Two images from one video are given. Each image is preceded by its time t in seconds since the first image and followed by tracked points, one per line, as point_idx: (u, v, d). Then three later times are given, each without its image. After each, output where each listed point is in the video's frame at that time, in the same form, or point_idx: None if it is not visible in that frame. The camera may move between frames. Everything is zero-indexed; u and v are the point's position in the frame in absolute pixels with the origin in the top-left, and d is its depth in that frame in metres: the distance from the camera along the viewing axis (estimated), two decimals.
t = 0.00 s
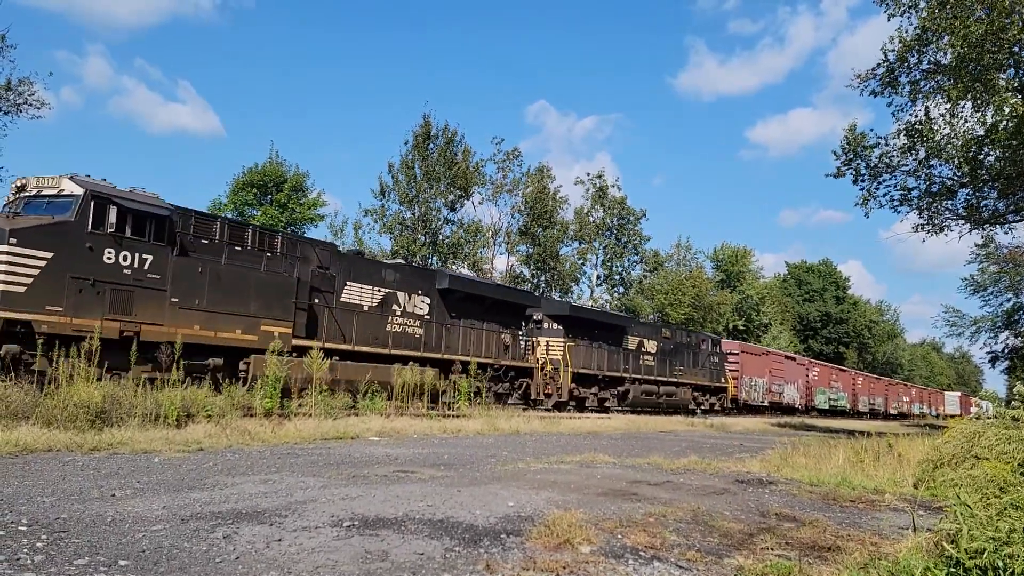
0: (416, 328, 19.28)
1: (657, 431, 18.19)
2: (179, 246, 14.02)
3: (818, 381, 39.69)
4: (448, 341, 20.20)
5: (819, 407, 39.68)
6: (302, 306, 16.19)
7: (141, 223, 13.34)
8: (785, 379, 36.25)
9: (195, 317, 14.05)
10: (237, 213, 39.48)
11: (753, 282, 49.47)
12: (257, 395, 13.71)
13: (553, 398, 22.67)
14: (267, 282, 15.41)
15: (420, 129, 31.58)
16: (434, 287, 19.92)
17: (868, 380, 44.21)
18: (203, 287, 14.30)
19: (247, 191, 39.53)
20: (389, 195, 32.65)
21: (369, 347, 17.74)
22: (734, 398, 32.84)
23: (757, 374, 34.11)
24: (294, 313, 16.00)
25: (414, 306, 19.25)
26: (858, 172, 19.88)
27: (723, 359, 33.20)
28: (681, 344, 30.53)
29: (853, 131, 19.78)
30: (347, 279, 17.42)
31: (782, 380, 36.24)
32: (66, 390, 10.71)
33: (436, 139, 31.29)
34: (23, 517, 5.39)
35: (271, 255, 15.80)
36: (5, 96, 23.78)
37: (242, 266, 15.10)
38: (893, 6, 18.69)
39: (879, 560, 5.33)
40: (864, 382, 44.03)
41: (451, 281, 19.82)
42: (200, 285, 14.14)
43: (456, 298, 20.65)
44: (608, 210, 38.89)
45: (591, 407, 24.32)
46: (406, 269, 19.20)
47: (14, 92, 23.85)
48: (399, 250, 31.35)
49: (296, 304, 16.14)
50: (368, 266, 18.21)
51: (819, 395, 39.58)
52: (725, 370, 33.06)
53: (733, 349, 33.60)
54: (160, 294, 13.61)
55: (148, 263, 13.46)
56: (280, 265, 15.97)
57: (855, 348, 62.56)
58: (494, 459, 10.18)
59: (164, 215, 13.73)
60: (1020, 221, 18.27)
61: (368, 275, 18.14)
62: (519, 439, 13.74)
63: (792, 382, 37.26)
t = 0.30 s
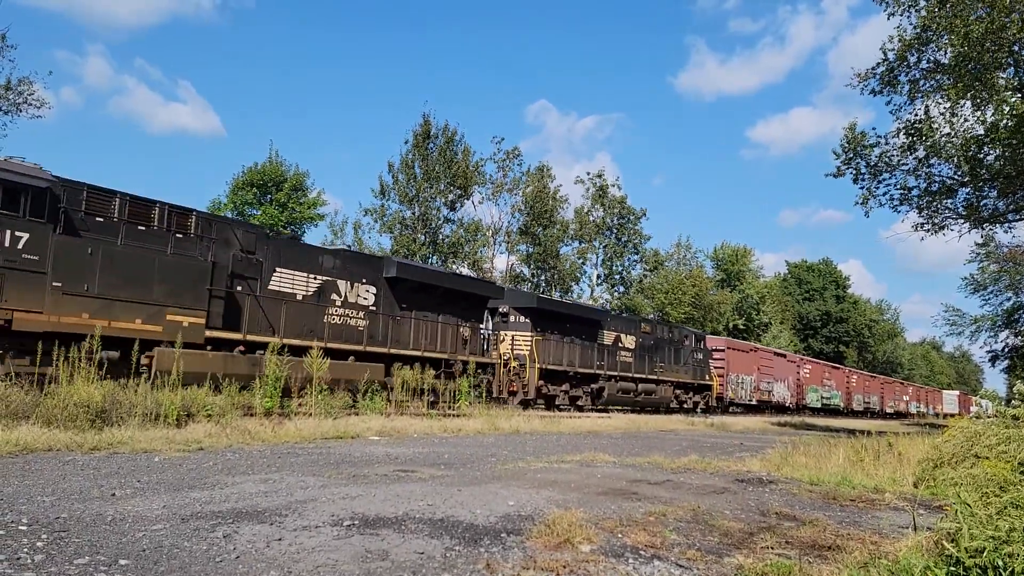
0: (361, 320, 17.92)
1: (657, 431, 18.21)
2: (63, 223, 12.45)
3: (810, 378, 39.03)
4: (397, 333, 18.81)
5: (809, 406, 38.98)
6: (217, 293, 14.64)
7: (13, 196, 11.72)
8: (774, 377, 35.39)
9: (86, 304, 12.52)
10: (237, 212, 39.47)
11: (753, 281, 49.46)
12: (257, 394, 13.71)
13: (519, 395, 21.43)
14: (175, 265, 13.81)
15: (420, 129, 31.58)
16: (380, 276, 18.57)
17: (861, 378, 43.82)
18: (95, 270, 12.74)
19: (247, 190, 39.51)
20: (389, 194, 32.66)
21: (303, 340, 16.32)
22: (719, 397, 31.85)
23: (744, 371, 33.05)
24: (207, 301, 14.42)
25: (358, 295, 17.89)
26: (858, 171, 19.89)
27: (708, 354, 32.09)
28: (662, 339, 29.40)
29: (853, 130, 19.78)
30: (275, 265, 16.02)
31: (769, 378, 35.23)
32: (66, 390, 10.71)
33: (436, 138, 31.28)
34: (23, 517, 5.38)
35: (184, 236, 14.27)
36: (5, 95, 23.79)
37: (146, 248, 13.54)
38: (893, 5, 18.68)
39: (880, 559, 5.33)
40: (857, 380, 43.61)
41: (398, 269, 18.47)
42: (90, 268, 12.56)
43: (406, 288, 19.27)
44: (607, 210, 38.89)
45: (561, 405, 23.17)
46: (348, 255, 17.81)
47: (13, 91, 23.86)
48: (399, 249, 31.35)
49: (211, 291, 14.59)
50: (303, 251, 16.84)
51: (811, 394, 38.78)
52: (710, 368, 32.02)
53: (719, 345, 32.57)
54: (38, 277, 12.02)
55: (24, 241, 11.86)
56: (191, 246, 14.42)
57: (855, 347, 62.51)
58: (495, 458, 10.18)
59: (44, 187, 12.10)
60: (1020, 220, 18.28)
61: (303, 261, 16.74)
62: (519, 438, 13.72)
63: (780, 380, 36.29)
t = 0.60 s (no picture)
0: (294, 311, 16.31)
1: (658, 431, 18.23)
2: None
3: (802, 376, 38.24)
4: (338, 326, 17.24)
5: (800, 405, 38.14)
6: (111, 279, 12.81)
7: None
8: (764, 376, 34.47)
9: (12, 295, 11.48)
10: (237, 213, 39.47)
11: (754, 282, 49.45)
12: (257, 395, 13.70)
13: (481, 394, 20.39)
14: (74, 243, 12.12)
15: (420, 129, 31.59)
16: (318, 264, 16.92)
17: (855, 378, 43.36)
18: None
19: (248, 191, 39.51)
20: (389, 195, 32.70)
21: (222, 333, 14.74)
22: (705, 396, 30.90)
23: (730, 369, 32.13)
24: (100, 287, 12.58)
25: (290, 284, 16.24)
26: (858, 172, 19.89)
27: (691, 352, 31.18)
28: (640, 336, 28.48)
29: (854, 130, 19.77)
30: (188, 249, 14.30)
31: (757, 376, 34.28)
32: (66, 390, 10.71)
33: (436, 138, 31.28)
34: (24, 517, 5.38)
35: (75, 213, 12.46)
36: (6, 96, 23.81)
37: (25, 225, 11.74)
38: (893, 4, 18.66)
39: (881, 560, 5.32)
40: (852, 380, 43.11)
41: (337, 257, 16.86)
42: None
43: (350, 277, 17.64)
44: (608, 210, 38.91)
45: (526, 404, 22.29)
46: (280, 240, 16.11)
47: (14, 91, 23.89)
48: (400, 250, 31.38)
49: (105, 277, 12.77)
50: (225, 235, 15.13)
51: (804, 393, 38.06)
52: (694, 366, 31.11)
53: (704, 343, 31.66)
54: None
55: None
56: (82, 224, 12.56)
57: (855, 347, 62.46)
58: (495, 459, 10.19)
59: None
60: (1020, 221, 18.28)
61: (226, 246, 15.04)
62: (520, 439, 13.72)
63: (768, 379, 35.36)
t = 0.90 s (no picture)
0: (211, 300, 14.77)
1: (659, 431, 18.25)
2: None
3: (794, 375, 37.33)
4: (265, 319, 15.78)
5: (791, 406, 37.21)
6: None
7: None
8: (752, 374, 33.38)
9: None
10: (238, 214, 39.50)
11: (755, 282, 49.41)
12: (258, 396, 13.71)
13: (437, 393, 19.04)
14: None
15: (422, 130, 31.61)
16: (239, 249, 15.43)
17: (852, 377, 42.91)
18: None
19: (249, 191, 39.54)
20: (390, 195, 32.71)
21: (122, 323, 13.12)
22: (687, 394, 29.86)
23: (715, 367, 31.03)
24: None
25: (206, 270, 14.73)
26: (859, 172, 19.89)
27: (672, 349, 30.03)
28: (617, 332, 27.33)
29: (855, 131, 19.76)
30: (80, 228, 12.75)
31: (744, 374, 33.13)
32: (68, 392, 10.72)
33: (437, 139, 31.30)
34: (24, 518, 5.38)
35: None
36: (7, 97, 23.83)
37: None
38: (894, 4, 18.66)
39: (882, 560, 5.33)
40: (848, 380, 42.68)
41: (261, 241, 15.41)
42: None
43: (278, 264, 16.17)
44: (609, 211, 38.91)
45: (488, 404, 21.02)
46: (192, 221, 14.61)
47: (16, 93, 23.94)
48: (400, 251, 31.41)
49: None
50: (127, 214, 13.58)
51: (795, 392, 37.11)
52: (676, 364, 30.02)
53: (688, 339, 30.59)
54: None
55: None
56: None
57: (856, 348, 62.43)
58: (496, 459, 10.20)
59: None
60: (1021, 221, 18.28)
61: (126, 227, 13.49)
62: (520, 440, 13.72)
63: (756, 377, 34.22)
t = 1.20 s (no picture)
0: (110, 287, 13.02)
1: (660, 432, 18.27)
2: None
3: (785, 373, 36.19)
4: (176, 310, 14.01)
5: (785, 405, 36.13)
6: None
7: None
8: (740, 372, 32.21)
9: None
10: (240, 214, 39.53)
11: (756, 282, 49.34)
12: (259, 396, 13.71)
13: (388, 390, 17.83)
14: None
15: (423, 130, 31.62)
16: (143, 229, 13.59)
17: (847, 376, 42.44)
18: None
19: (250, 192, 39.59)
20: (392, 196, 32.73)
21: None
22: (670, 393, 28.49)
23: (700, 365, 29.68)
24: None
25: (103, 252, 12.98)
26: (861, 171, 19.87)
27: (654, 346, 28.45)
28: (592, 327, 25.70)
29: (857, 130, 19.73)
30: None
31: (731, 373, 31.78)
32: (70, 392, 10.74)
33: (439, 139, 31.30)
34: (27, 519, 5.39)
35: None
36: (10, 98, 23.89)
37: None
38: (895, 4, 18.64)
39: (884, 561, 5.33)
40: (844, 378, 42.26)
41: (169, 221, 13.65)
42: None
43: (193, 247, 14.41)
44: (611, 211, 38.89)
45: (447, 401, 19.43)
46: (85, 198, 12.85)
47: (18, 94, 24.00)
48: (402, 251, 31.45)
49: None
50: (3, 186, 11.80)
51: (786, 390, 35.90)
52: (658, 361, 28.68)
53: (671, 335, 29.22)
54: None
55: None
56: None
57: (858, 348, 62.35)
58: (498, 460, 10.19)
59: None
60: None
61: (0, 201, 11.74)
62: (522, 440, 13.72)
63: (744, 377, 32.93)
